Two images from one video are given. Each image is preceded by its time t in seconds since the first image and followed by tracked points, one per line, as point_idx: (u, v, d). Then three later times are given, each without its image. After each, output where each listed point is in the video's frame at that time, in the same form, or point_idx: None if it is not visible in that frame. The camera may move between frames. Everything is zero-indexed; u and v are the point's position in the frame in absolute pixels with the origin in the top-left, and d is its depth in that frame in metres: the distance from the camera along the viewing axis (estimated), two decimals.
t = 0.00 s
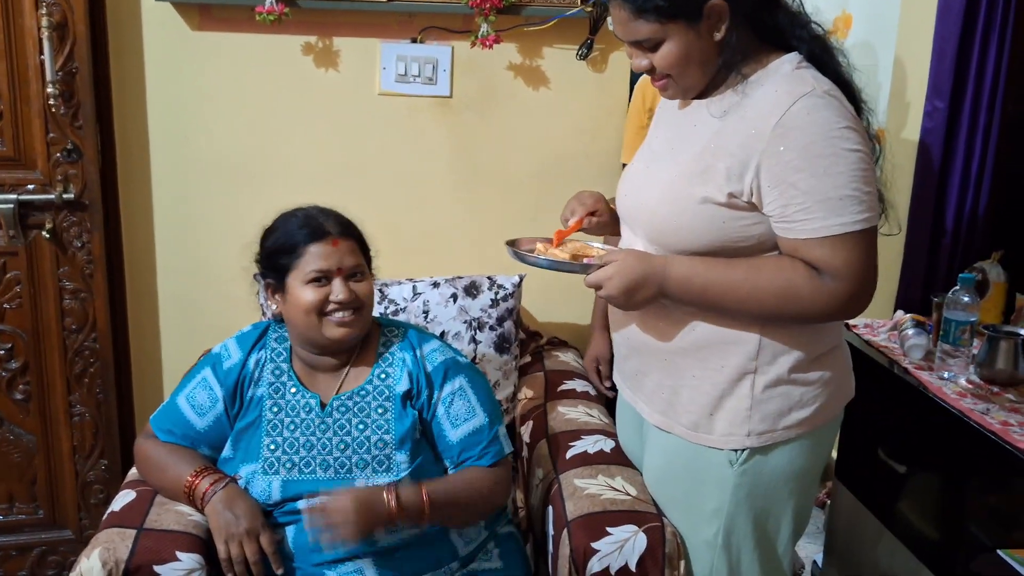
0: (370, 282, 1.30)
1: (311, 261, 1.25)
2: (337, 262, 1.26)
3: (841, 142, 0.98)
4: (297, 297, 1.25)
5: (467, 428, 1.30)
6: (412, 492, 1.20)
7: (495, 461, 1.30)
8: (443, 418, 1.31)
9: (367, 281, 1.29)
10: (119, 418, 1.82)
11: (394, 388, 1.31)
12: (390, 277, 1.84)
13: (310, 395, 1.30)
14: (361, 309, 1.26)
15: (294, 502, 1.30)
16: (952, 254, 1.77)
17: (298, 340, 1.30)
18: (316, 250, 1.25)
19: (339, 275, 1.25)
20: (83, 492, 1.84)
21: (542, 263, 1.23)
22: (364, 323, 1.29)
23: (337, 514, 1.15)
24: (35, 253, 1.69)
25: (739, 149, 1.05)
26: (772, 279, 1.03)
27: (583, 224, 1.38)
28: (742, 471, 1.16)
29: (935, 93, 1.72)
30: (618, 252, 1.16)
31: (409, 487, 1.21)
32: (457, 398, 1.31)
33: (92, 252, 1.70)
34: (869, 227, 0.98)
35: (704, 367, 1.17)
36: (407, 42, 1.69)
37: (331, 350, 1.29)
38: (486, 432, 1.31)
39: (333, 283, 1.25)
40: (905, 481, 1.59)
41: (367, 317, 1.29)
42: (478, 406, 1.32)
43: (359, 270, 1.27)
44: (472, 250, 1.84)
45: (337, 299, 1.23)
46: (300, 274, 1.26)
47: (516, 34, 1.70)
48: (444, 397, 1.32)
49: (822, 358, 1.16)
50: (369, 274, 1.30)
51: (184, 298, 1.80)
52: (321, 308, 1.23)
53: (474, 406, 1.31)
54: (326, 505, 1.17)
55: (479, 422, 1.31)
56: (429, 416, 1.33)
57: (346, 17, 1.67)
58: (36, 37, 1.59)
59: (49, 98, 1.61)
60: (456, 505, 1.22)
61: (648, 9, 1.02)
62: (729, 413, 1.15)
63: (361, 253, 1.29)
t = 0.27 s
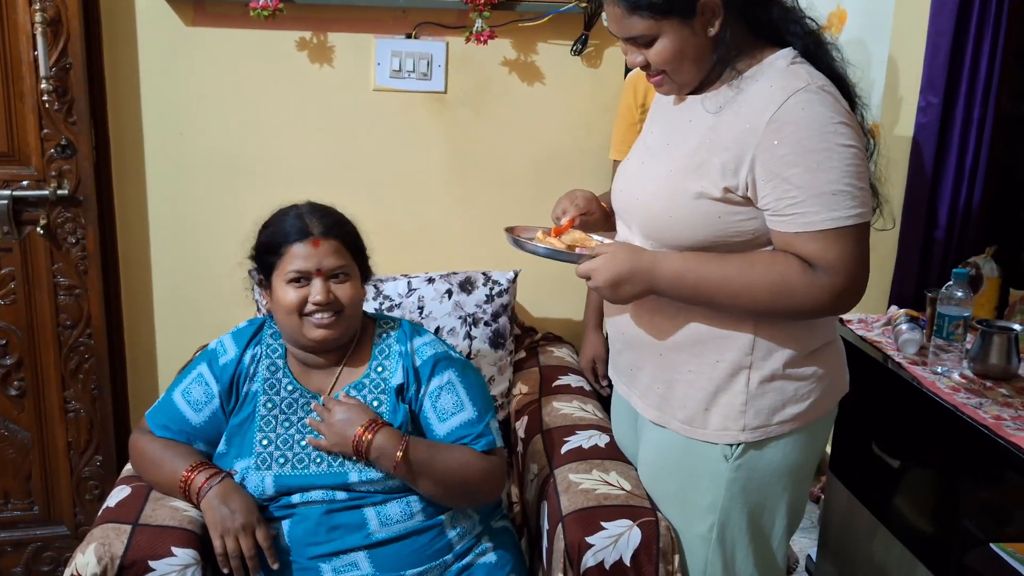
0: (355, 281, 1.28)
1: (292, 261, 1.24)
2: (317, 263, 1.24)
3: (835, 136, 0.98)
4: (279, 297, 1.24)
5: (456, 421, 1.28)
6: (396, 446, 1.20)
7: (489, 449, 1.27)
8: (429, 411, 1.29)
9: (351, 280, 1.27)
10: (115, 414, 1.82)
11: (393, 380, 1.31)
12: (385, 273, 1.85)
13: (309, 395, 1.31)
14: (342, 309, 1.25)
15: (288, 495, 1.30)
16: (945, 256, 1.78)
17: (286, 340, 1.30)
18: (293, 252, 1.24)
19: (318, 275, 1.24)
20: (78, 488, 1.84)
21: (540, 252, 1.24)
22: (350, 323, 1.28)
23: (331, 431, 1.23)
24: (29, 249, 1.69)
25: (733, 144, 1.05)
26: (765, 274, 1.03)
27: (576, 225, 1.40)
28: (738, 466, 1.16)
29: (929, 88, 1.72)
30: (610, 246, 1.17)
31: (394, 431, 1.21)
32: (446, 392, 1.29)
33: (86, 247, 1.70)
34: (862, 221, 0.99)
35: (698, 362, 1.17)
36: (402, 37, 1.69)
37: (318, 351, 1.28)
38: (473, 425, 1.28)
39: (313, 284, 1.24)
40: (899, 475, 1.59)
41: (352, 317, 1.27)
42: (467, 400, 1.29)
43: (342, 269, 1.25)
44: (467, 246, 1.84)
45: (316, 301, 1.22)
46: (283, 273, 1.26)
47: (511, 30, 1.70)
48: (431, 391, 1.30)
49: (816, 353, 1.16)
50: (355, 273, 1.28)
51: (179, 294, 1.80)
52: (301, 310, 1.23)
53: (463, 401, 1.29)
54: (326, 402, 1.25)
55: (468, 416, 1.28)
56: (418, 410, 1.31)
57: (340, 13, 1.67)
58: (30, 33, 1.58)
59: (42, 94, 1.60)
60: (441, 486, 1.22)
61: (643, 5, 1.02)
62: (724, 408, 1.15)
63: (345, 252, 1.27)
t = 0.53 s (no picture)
0: (341, 286, 1.25)
1: (278, 267, 1.25)
2: (300, 268, 1.24)
3: (832, 139, 0.99)
4: (267, 303, 1.25)
5: (455, 426, 1.27)
6: (396, 453, 1.20)
7: (487, 455, 1.27)
8: (429, 416, 1.29)
9: (337, 285, 1.25)
10: (113, 416, 1.82)
11: (392, 385, 1.30)
12: (382, 275, 1.85)
13: (312, 401, 1.31)
14: (326, 315, 1.23)
15: (287, 497, 1.31)
16: (940, 259, 1.79)
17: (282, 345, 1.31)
18: (278, 259, 1.25)
19: (301, 281, 1.23)
20: (76, 490, 1.84)
21: (539, 258, 1.25)
22: (339, 328, 1.26)
23: (331, 437, 1.22)
24: (27, 251, 1.69)
25: (731, 147, 1.06)
26: (762, 276, 1.04)
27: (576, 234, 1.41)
28: (734, 468, 1.16)
29: (925, 90, 1.72)
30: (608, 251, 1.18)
31: (394, 439, 1.21)
32: (446, 397, 1.29)
33: (84, 249, 1.70)
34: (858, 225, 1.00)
35: (695, 365, 1.17)
36: (399, 39, 1.69)
37: (314, 356, 1.28)
38: (473, 429, 1.28)
39: (297, 290, 1.23)
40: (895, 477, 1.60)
41: (341, 322, 1.25)
42: (467, 405, 1.29)
43: (325, 274, 1.24)
44: (465, 248, 1.85)
45: (297, 307, 1.22)
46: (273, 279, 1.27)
47: (508, 32, 1.71)
48: (431, 396, 1.30)
49: (812, 356, 1.17)
50: (342, 278, 1.26)
51: (177, 296, 1.80)
52: (285, 317, 1.23)
53: (463, 406, 1.29)
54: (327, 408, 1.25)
55: (467, 421, 1.28)
56: (417, 415, 1.31)
57: (338, 15, 1.67)
58: (27, 34, 1.59)
59: (40, 96, 1.60)
60: (441, 491, 1.23)
61: None
62: (721, 410, 1.16)
63: (330, 256, 1.25)
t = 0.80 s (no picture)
0: (326, 303, 1.26)
1: (265, 285, 1.27)
2: (284, 287, 1.25)
3: (827, 155, 1.00)
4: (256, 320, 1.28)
5: (454, 443, 1.28)
6: (395, 474, 1.20)
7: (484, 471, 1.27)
8: (429, 432, 1.29)
9: (322, 302, 1.25)
10: (111, 429, 1.83)
11: (391, 402, 1.31)
12: (380, 288, 1.86)
13: (311, 413, 1.32)
14: (309, 332, 1.24)
15: (286, 511, 1.31)
16: (935, 272, 1.80)
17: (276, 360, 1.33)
18: (266, 278, 1.27)
19: (284, 300, 1.25)
20: (74, 503, 1.85)
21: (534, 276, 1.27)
22: (327, 345, 1.26)
23: (329, 453, 1.22)
24: (26, 264, 1.70)
25: (728, 160, 1.06)
26: (756, 291, 1.04)
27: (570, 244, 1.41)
28: (730, 482, 1.17)
29: (920, 104, 1.74)
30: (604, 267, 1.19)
31: (394, 460, 1.21)
32: (445, 413, 1.29)
33: (83, 262, 1.71)
34: (851, 241, 1.00)
35: (691, 379, 1.17)
36: (398, 54, 1.70)
37: (309, 373, 1.29)
38: (473, 444, 1.28)
39: (281, 309, 1.25)
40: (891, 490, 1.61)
41: (328, 339, 1.26)
42: (467, 421, 1.29)
43: (307, 292, 1.25)
44: (463, 261, 1.85)
45: (280, 326, 1.23)
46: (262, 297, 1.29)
47: (506, 46, 1.72)
48: (430, 412, 1.30)
49: (806, 371, 1.17)
50: (328, 295, 1.26)
51: (175, 309, 1.81)
52: (271, 335, 1.24)
53: (462, 422, 1.29)
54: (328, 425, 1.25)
55: (466, 437, 1.28)
56: (417, 430, 1.32)
57: (337, 30, 1.68)
58: (28, 49, 1.60)
59: (40, 110, 1.62)
60: (440, 509, 1.23)
61: None
62: (716, 425, 1.16)
63: (314, 274, 1.26)
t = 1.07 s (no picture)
0: (322, 325, 1.26)
1: (262, 308, 1.27)
2: (280, 311, 1.26)
3: (822, 181, 1.01)
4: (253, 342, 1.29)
5: (451, 465, 1.28)
6: (393, 505, 1.20)
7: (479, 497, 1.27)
8: (426, 454, 1.30)
9: (318, 325, 1.26)
10: (109, 448, 1.83)
11: (388, 424, 1.31)
12: (378, 308, 1.87)
13: (308, 434, 1.32)
14: (305, 355, 1.25)
15: (284, 531, 1.32)
16: (929, 294, 1.82)
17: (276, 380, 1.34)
18: (262, 301, 1.28)
19: (280, 324, 1.25)
20: (72, 522, 1.85)
21: (533, 301, 1.26)
22: (325, 367, 1.27)
23: (325, 482, 1.19)
24: (27, 284, 1.72)
25: (724, 184, 1.07)
26: (752, 314, 1.04)
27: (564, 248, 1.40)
28: (726, 505, 1.16)
29: (913, 128, 1.76)
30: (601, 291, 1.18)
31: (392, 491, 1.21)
32: (443, 435, 1.30)
33: (84, 283, 1.72)
34: (845, 266, 1.00)
35: (686, 402, 1.17)
36: (397, 77, 1.73)
37: (307, 396, 1.30)
38: (471, 466, 1.29)
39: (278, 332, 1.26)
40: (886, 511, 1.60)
41: (325, 361, 1.26)
42: (465, 443, 1.30)
43: (303, 316, 1.25)
44: (461, 281, 1.87)
45: (276, 350, 1.24)
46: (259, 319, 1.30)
47: (504, 70, 1.75)
48: (428, 434, 1.30)
49: (801, 394, 1.17)
50: (324, 317, 1.27)
51: (175, 329, 1.82)
52: (268, 358, 1.25)
53: (459, 444, 1.30)
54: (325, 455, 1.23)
55: (464, 458, 1.29)
56: (415, 452, 1.32)
57: (337, 54, 1.71)
58: (32, 72, 1.63)
59: (43, 132, 1.64)
60: (436, 531, 1.23)
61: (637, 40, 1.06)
62: (711, 447, 1.15)
63: (309, 297, 1.27)
